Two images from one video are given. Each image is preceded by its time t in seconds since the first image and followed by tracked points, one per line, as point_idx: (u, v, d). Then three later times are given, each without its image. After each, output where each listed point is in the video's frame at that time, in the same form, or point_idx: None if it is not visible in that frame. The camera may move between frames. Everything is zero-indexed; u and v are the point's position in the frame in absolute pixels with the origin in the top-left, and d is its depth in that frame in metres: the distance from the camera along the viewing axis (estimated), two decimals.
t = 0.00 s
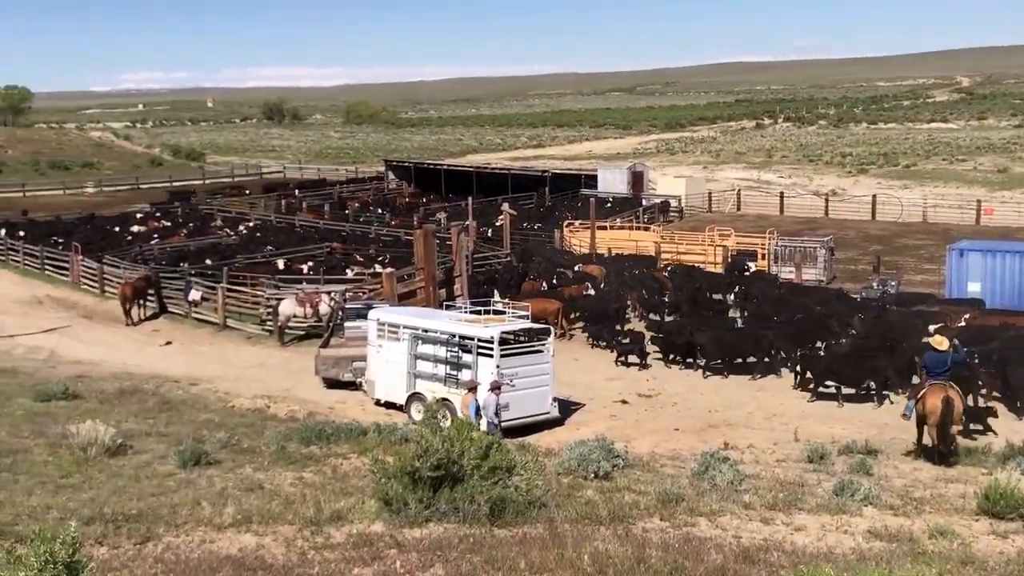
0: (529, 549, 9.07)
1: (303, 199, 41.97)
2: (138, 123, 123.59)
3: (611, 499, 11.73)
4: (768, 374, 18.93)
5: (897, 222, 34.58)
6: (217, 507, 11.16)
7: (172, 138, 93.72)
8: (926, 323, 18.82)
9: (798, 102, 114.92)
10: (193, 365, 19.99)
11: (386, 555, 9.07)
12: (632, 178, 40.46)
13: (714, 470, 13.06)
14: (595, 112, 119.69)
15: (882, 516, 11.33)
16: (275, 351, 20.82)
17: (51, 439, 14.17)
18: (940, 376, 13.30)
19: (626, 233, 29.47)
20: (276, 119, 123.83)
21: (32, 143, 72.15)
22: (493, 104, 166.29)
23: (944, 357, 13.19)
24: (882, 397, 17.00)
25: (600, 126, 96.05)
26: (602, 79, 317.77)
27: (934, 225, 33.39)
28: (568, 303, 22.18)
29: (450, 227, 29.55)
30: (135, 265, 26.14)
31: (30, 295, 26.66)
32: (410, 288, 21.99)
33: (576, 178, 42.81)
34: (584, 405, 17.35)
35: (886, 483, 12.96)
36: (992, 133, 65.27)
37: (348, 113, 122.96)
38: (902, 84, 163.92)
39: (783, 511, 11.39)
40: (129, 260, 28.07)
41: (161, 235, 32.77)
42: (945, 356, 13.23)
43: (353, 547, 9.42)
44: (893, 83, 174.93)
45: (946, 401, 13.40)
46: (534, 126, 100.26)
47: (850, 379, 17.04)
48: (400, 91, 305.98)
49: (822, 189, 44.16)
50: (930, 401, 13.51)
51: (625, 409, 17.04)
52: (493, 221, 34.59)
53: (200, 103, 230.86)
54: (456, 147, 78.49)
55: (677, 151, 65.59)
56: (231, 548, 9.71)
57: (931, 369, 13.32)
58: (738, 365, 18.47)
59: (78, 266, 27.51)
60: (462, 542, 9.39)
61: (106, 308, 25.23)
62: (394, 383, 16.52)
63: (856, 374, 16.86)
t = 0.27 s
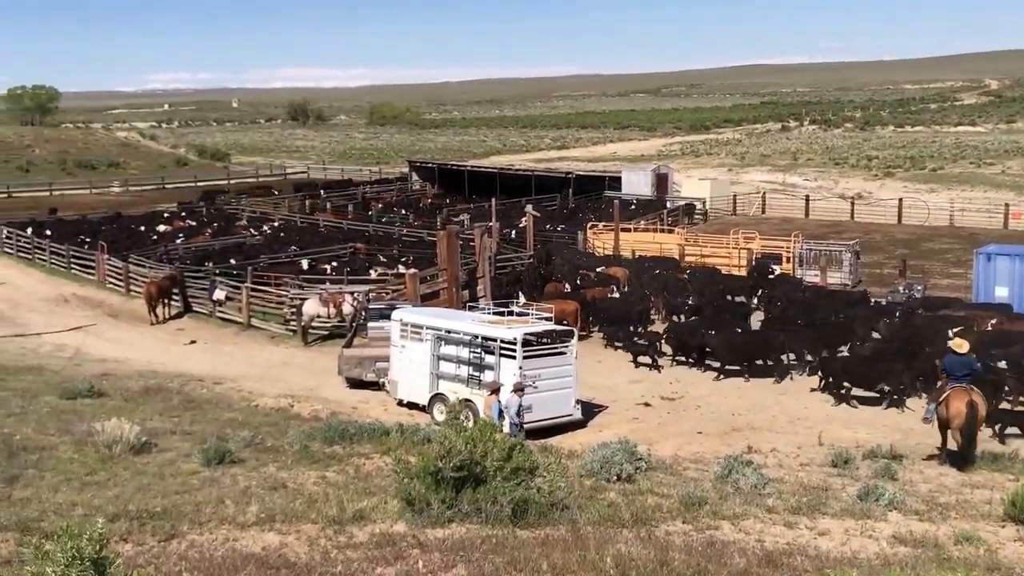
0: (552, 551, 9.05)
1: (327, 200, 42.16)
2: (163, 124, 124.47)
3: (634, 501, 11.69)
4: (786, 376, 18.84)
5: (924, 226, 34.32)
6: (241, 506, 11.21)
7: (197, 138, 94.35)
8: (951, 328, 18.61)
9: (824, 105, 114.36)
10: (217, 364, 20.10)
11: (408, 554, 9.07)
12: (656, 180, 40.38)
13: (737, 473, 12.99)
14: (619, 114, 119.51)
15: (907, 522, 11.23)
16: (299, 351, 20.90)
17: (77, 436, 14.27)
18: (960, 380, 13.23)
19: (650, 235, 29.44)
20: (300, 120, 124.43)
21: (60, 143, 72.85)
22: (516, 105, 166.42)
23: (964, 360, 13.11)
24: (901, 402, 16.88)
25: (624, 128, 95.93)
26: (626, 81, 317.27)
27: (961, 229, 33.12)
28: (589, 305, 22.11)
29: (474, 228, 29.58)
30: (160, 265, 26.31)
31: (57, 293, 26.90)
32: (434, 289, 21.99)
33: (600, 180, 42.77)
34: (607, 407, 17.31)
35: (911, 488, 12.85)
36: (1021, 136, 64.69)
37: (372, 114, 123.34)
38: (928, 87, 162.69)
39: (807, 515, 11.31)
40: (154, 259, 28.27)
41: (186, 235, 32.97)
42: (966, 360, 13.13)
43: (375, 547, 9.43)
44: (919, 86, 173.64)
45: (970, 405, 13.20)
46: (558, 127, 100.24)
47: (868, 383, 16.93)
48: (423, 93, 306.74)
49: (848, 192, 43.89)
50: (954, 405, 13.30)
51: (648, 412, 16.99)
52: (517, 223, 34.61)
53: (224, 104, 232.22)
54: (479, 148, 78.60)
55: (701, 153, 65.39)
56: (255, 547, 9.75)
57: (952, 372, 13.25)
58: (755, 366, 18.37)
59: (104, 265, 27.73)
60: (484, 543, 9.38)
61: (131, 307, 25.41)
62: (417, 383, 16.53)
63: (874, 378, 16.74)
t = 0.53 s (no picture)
0: (570, 553, 9.02)
1: (346, 200, 42.27)
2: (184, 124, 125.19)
3: (652, 504, 11.64)
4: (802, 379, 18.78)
5: (947, 230, 34.07)
6: (260, 504, 11.23)
7: (218, 138, 94.86)
8: (969, 332, 18.47)
9: (846, 107, 113.69)
10: (236, 363, 20.17)
11: (425, 555, 9.06)
12: (677, 183, 40.27)
13: (756, 477, 12.91)
14: (639, 116, 119.24)
15: (928, 527, 11.13)
16: (317, 351, 20.95)
17: (97, 434, 14.35)
18: (982, 386, 13.07)
19: (670, 237, 29.39)
20: (320, 121, 124.83)
21: (83, 142, 73.33)
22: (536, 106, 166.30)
23: (986, 366, 12.97)
24: (916, 406, 16.79)
25: (645, 130, 95.69)
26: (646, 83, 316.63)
27: (985, 233, 32.85)
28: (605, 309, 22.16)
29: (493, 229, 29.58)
30: (181, 264, 26.45)
31: (78, 292, 27.08)
32: (452, 290, 22.08)
33: (619, 182, 42.71)
34: (626, 410, 17.26)
35: (933, 494, 12.74)
36: None
37: (392, 115, 123.56)
38: (952, 90, 161.49)
39: (826, 520, 11.23)
40: (174, 259, 28.41)
41: (207, 235, 33.12)
42: (987, 366, 13.00)
43: (393, 547, 9.42)
44: (942, 89, 172.39)
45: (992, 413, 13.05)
46: (578, 129, 100.06)
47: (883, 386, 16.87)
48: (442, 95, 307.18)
49: (870, 196, 43.62)
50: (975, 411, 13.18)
51: (667, 415, 16.92)
52: (536, 224, 34.59)
53: (245, 104, 233.27)
54: (498, 150, 78.60)
55: (722, 155, 65.15)
56: (273, 545, 9.77)
57: (973, 378, 13.10)
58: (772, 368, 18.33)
59: (125, 264, 27.89)
60: (501, 544, 9.35)
61: (152, 306, 25.55)
62: (435, 384, 16.53)
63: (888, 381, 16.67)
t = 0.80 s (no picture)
0: (583, 554, 8.99)
1: (361, 201, 42.35)
2: (201, 124, 125.76)
3: (666, 506, 11.60)
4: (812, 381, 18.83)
5: (964, 233, 33.89)
6: (274, 503, 11.25)
7: (234, 138, 95.29)
8: (984, 334, 18.40)
9: (863, 109, 113.17)
10: (251, 362, 20.23)
11: (439, 555, 9.04)
12: (692, 184, 40.20)
13: (771, 480, 12.85)
14: (655, 117, 119.07)
15: (945, 532, 11.05)
16: (332, 351, 20.98)
17: (113, 432, 14.40)
18: (999, 392, 13.01)
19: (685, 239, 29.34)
20: (336, 122, 125.11)
21: (100, 141, 73.68)
22: (552, 107, 166.02)
23: (1003, 372, 12.94)
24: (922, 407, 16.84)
25: (661, 132, 95.51)
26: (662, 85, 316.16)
27: (1004, 236, 32.64)
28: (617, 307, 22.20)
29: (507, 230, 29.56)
30: (196, 263, 26.54)
31: (95, 290, 27.21)
32: (466, 291, 22.07)
33: (635, 183, 42.65)
34: (640, 412, 17.22)
35: (949, 499, 12.65)
36: None
37: (407, 115, 123.67)
38: (970, 92, 160.52)
39: (842, 524, 11.16)
40: (190, 258, 28.51)
41: (222, 234, 33.23)
42: (1004, 372, 12.96)
43: (406, 547, 9.42)
44: (960, 91, 171.43)
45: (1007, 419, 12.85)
46: (593, 130, 99.91)
47: (892, 388, 16.89)
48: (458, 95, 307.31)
49: (887, 198, 43.41)
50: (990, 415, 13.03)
51: (681, 417, 16.87)
52: (551, 225, 34.58)
53: (261, 104, 234.12)
54: (514, 150, 78.55)
55: (738, 157, 64.98)
56: (287, 544, 9.77)
57: (990, 383, 13.05)
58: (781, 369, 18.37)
59: (141, 263, 28.01)
60: (515, 545, 9.33)
61: (168, 304, 25.65)
62: (448, 385, 16.53)
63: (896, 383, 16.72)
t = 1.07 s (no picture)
0: (594, 555, 8.97)
1: (373, 201, 42.41)
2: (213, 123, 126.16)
3: (677, 507, 11.56)
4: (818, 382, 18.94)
5: (979, 235, 33.72)
6: (285, 502, 11.25)
7: (247, 138, 95.61)
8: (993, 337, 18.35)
9: (877, 110, 112.76)
10: (262, 361, 20.26)
11: (449, 555, 9.03)
12: (704, 185, 40.14)
13: (783, 482, 12.79)
14: (668, 118, 118.85)
15: (958, 536, 10.98)
16: (343, 350, 21.01)
17: (125, 429, 14.44)
18: (1012, 395, 12.97)
19: (697, 240, 29.30)
20: (348, 121, 125.30)
21: (113, 140, 73.94)
22: (564, 107, 165.80)
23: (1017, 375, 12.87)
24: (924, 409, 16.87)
25: (674, 132, 95.36)
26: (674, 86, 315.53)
27: (1018, 239, 32.47)
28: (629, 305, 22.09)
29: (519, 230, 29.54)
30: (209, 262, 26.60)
31: (107, 288, 27.30)
32: (477, 291, 22.06)
33: (647, 184, 42.59)
34: (651, 413, 17.18)
35: (962, 502, 12.57)
36: None
37: (420, 115, 123.76)
38: (985, 93, 159.77)
39: (854, 527, 11.10)
40: (202, 256, 28.59)
41: (234, 233, 33.30)
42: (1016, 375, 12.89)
43: (417, 546, 9.41)
44: (975, 93, 170.56)
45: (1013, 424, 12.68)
46: (606, 131, 99.84)
47: (895, 389, 17.01)
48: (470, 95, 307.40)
49: (901, 200, 43.22)
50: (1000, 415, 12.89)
51: (693, 418, 16.82)
52: (562, 226, 34.57)
53: (274, 104, 234.36)
54: (526, 151, 78.51)
55: (751, 158, 64.86)
56: (298, 543, 9.78)
57: (1003, 387, 13.00)
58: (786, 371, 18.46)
59: (154, 262, 28.09)
60: (525, 545, 9.31)
61: (180, 303, 25.72)
62: (459, 385, 16.52)
63: (899, 384, 16.83)
